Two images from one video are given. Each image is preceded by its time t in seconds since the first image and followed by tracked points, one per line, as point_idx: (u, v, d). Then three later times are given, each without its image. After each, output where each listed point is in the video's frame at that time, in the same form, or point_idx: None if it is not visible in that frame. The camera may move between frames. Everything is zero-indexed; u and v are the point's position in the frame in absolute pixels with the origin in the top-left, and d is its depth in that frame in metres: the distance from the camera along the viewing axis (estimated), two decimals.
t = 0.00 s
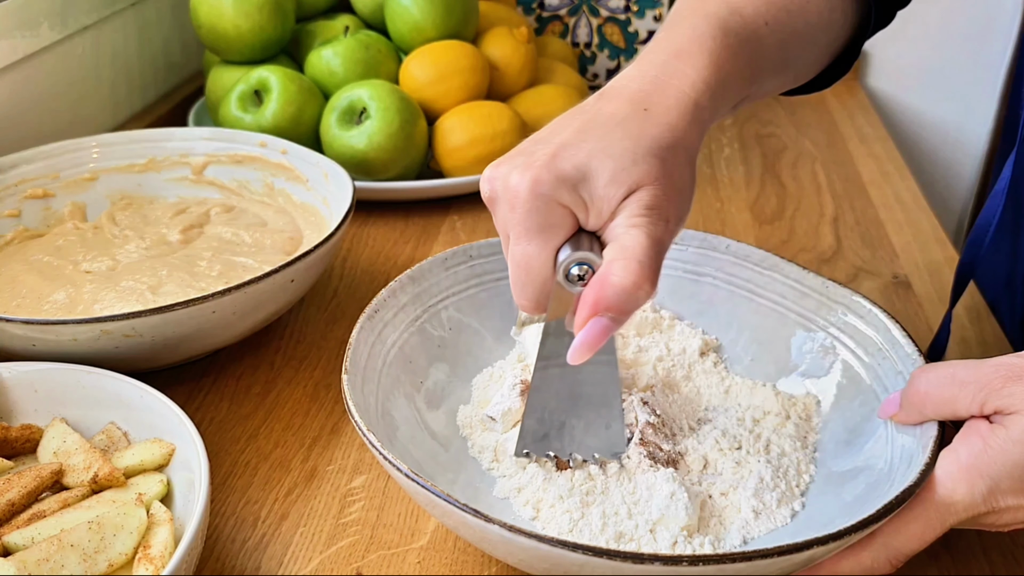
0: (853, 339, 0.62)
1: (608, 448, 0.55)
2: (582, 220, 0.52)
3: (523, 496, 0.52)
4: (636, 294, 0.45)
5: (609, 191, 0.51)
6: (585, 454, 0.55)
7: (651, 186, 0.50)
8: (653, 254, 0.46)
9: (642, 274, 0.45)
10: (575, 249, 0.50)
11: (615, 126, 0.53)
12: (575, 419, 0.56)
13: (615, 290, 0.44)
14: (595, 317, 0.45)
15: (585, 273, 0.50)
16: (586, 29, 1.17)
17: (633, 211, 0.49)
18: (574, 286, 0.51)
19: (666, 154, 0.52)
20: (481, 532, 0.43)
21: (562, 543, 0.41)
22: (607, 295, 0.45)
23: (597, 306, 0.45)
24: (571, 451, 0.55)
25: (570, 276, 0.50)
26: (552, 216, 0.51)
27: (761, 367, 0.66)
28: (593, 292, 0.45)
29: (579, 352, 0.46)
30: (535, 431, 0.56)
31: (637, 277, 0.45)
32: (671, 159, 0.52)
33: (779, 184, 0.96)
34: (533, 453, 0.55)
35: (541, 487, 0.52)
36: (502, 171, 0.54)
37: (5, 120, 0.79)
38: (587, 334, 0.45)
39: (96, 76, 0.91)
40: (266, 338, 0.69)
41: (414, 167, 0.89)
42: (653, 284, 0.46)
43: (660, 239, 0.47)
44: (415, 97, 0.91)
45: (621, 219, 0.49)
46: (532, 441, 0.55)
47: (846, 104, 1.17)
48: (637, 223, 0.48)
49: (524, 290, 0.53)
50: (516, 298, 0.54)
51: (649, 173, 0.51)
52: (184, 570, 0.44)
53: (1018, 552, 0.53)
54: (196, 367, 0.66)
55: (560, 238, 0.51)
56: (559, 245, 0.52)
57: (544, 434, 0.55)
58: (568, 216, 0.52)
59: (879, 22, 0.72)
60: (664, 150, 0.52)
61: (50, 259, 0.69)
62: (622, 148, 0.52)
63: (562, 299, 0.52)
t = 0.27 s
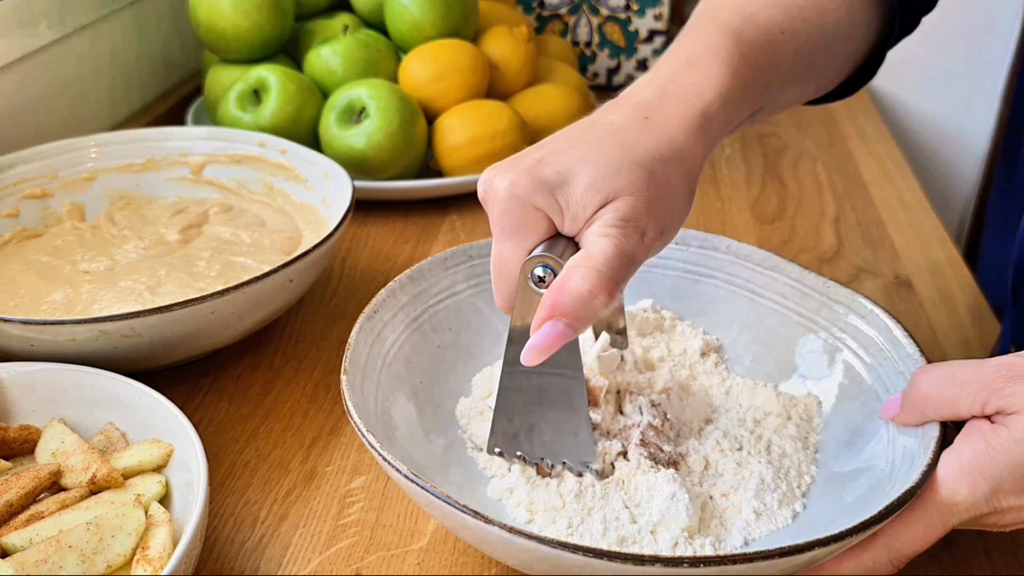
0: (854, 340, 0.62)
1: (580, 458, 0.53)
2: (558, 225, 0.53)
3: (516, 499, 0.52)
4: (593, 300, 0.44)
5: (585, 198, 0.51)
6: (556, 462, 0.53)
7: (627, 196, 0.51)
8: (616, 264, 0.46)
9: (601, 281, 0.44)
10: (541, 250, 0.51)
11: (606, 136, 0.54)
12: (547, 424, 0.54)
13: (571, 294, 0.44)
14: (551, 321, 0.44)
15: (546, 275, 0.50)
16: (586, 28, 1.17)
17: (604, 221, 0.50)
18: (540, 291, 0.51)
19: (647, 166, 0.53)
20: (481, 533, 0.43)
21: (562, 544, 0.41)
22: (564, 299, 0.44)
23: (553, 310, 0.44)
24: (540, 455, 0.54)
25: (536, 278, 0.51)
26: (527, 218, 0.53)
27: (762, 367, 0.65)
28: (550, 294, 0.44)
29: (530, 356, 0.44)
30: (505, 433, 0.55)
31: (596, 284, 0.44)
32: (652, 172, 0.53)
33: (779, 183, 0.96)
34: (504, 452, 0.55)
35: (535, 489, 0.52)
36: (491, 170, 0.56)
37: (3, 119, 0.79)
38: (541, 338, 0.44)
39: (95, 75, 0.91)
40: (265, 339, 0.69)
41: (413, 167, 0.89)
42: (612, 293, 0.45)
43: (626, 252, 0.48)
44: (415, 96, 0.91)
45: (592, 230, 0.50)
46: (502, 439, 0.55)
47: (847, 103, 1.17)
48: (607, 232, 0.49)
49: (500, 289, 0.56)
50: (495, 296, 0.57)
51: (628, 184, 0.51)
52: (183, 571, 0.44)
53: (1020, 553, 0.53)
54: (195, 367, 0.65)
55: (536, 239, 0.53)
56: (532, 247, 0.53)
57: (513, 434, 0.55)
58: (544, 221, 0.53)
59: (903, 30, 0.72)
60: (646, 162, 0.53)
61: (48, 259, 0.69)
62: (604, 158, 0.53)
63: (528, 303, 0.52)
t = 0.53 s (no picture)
0: (855, 340, 0.62)
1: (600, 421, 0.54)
2: (594, 168, 0.57)
3: (516, 499, 0.52)
4: (639, 232, 0.48)
5: (617, 138, 0.55)
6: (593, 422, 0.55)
7: (659, 129, 0.54)
8: (658, 196, 0.50)
9: (644, 214, 0.48)
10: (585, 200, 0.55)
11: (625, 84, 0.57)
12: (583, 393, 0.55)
13: (621, 228, 0.48)
14: (603, 258, 0.48)
15: (593, 217, 0.55)
16: (586, 28, 1.17)
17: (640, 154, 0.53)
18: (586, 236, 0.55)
19: (674, 107, 0.56)
20: (481, 533, 0.43)
21: (561, 544, 0.41)
22: (615, 235, 0.48)
23: (607, 249, 0.48)
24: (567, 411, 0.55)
25: (584, 221, 0.55)
26: (564, 167, 0.57)
27: (762, 367, 0.65)
28: (600, 234, 0.48)
29: (592, 294, 0.49)
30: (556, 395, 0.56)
31: (641, 215, 0.48)
32: (678, 112, 0.56)
33: (780, 183, 0.96)
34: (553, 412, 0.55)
35: (535, 490, 0.52)
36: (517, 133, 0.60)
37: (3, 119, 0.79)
38: (599, 274, 0.48)
39: (95, 75, 0.91)
40: (265, 339, 0.69)
41: (413, 167, 0.89)
42: (657, 222, 0.49)
43: (667, 180, 0.51)
44: (415, 96, 0.91)
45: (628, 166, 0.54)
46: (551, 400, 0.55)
47: (847, 103, 1.17)
48: (644, 163, 0.52)
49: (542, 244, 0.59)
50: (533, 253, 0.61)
51: (660, 121, 0.55)
52: (183, 571, 0.44)
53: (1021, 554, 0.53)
54: (195, 367, 0.65)
55: (572, 188, 0.57)
56: (569, 195, 0.57)
57: (561, 393, 0.56)
58: (580, 169, 0.57)
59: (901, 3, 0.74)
60: (670, 99, 0.56)
61: (48, 259, 0.69)
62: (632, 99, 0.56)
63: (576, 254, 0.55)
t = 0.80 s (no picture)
0: (852, 339, 0.63)
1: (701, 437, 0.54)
2: (703, 191, 0.51)
3: (516, 497, 0.52)
4: (776, 259, 0.45)
5: (726, 159, 0.50)
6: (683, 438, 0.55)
7: (767, 149, 0.50)
8: (781, 220, 0.47)
9: (775, 239, 0.45)
10: (702, 227, 0.50)
11: (715, 92, 0.53)
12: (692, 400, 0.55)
13: (758, 255, 0.44)
14: (737, 290, 0.45)
15: (717, 244, 0.49)
16: (586, 30, 1.18)
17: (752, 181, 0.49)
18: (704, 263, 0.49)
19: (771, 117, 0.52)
20: (482, 531, 0.43)
21: (561, 541, 0.41)
22: (749, 262, 0.44)
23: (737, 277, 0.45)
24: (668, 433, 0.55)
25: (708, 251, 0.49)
26: (676, 189, 0.51)
27: (760, 366, 0.66)
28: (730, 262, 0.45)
29: (721, 327, 0.46)
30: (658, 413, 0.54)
31: (774, 242, 0.45)
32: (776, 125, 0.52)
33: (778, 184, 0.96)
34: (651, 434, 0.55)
35: (535, 488, 0.52)
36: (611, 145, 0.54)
37: (6, 121, 0.79)
38: (731, 307, 0.45)
39: (98, 76, 0.91)
40: (267, 338, 0.69)
41: (414, 168, 0.89)
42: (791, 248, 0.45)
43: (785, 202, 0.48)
44: (416, 98, 0.92)
45: (738, 187, 0.50)
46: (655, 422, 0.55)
47: (845, 105, 1.18)
48: (761, 188, 0.49)
49: (646, 269, 0.53)
50: (634, 278, 0.54)
51: (764, 138, 0.50)
52: (186, 568, 0.45)
53: (1017, 552, 0.53)
54: (197, 366, 0.66)
55: (682, 213, 0.51)
56: (681, 221, 0.51)
57: (668, 414, 0.55)
58: (687, 191, 0.51)
59: None
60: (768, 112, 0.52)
61: (51, 259, 0.69)
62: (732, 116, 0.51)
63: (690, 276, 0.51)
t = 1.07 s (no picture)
0: (852, 339, 0.63)
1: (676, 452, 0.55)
2: (694, 219, 0.52)
3: (515, 497, 0.52)
4: (753, 293, 0.46)
5: (721, 190, 0.51)
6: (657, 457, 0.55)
7: (761, 184, 0.51)
8: (766, 250, 0.47)
9: (755, 272, 0.46)
10: (688, 251, 0.51)
11: (716, 125, 0.54)
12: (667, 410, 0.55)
13: (734, 288, 0.45)
14: (712, 319, 0.46)
15: (700, 272, 0.50)
16: (586, 30, 1.18)
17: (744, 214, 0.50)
18: (687, 286, 0.51)
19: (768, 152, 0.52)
20: (482, 531, 0.43)
21: (561, 541, 0.41)
22: (725, 294, 0.46)
23: (709, 308, 0.46)
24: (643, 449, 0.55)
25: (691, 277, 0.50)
26: (665, 215, 0.52)
27: (760, 367, 0.66)
28: (705, 292, 0.46)
29: (694, 352, 0.47)
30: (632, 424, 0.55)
31: (753, 274, 0.46)
32: (772, 159, 0.52)
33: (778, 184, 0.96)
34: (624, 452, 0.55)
35: (534, 488, 0.52)
36: (607, 170, 0.54)
37: (6, 121, 0.79)
38: (705, 334, 0.46)
39: (98, 76, 0.91)
40: (267, 338, 0.69)
41: (414, 168, 0.89)
42: (772, 280, 0.46)
43: (774, 238, 0.48)
44: (416, 97, 0.92)
45: (732, 220, 0.50)
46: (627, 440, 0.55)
47: (845, 105, 1.18)
48: (749, 220, 0.49)
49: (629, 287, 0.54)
50: (621, 298, 0.55)
51: (759, 172, 0.51)
52: (186, 568, 0.45)
53: (1018, 553, 0.53)
54: (197, 366, 0.66)
55: (671, 237, 0.52)
56: (667, 245, 0.52)
57: (639, 434, 0.55)
58: (678, 217, 0.52)
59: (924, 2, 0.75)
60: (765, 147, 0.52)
61: (51, 259, 0.69)
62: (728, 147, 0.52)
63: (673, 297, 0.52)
